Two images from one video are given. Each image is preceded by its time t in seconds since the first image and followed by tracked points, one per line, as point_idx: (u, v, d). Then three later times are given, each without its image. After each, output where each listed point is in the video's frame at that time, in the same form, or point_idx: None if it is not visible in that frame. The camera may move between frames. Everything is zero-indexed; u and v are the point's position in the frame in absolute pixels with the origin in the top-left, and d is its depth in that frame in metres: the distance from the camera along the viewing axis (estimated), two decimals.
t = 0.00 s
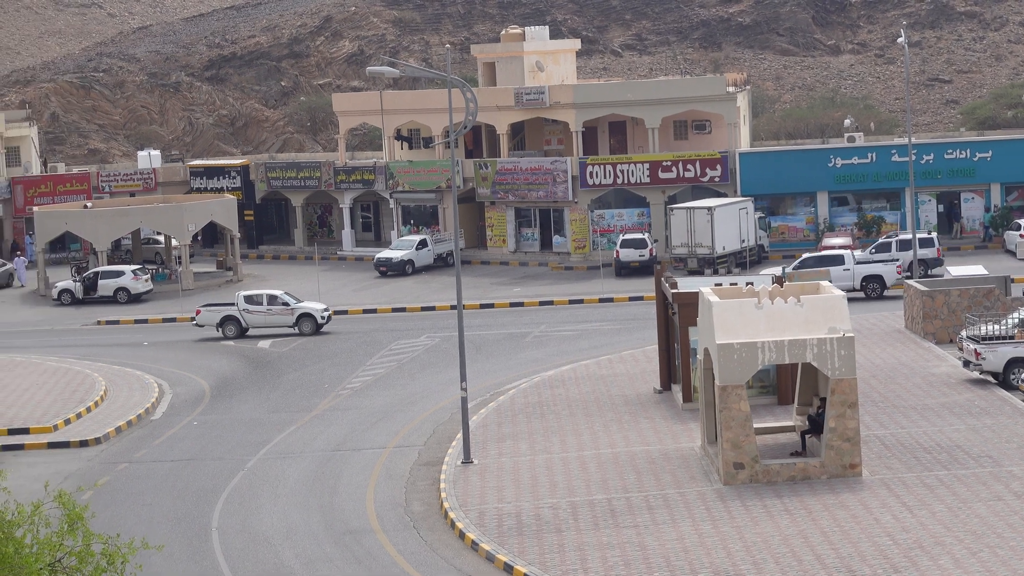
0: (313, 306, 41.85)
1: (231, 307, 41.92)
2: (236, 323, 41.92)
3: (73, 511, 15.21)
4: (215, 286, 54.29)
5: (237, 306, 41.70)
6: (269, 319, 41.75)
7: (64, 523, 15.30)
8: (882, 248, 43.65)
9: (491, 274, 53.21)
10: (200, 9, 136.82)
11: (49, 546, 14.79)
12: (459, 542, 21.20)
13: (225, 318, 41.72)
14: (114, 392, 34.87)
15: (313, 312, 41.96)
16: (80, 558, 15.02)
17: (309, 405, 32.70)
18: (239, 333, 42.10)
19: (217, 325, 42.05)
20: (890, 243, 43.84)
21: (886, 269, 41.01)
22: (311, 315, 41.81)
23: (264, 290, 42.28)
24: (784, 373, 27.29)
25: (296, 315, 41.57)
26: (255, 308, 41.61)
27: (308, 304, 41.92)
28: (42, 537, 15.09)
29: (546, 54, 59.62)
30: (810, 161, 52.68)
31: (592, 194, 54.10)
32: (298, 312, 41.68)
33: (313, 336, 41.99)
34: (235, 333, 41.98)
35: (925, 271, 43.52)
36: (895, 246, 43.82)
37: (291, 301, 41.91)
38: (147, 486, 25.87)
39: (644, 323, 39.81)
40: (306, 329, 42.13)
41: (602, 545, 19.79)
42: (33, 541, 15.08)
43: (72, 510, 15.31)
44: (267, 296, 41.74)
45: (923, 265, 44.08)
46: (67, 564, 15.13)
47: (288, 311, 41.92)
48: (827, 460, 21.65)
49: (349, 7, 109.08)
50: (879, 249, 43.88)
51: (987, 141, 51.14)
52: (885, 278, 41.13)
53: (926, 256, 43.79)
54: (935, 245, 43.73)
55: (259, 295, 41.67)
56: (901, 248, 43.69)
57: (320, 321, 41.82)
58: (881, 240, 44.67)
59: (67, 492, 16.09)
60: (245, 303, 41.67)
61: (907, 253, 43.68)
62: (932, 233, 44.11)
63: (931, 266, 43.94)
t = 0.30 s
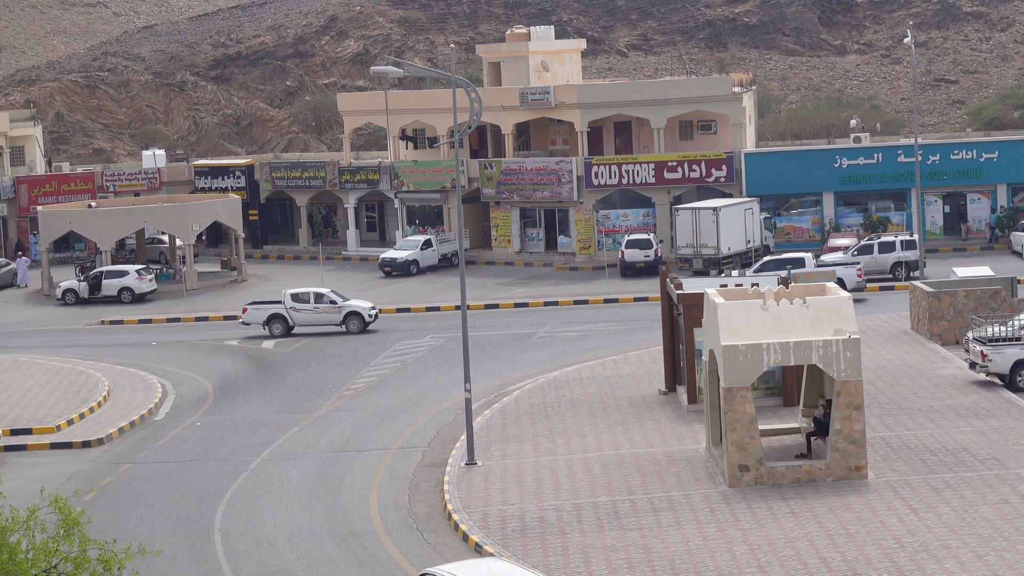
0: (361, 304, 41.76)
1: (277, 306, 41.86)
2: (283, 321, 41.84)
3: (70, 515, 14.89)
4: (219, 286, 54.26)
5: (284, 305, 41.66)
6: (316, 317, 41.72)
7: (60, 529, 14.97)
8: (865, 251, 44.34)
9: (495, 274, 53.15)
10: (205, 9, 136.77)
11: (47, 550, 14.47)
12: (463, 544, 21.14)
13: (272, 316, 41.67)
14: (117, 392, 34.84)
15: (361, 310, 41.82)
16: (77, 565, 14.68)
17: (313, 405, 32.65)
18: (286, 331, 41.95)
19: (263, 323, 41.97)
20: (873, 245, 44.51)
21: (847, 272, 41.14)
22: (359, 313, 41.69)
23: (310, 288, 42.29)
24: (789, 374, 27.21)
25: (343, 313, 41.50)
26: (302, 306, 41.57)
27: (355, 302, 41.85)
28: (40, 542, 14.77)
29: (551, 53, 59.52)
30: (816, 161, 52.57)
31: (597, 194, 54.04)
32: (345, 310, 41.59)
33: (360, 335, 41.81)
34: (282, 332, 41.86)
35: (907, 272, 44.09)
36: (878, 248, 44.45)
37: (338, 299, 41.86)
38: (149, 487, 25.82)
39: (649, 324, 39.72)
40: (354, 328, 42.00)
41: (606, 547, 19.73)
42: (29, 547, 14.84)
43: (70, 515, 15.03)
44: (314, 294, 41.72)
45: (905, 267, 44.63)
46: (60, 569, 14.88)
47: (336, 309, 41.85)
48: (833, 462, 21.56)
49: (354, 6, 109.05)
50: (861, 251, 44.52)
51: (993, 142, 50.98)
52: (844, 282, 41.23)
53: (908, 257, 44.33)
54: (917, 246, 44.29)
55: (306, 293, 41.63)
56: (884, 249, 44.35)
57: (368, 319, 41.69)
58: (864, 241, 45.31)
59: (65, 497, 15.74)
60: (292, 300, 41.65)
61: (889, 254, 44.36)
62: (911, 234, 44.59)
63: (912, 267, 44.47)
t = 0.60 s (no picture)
0: (409, 300, 41.48)
1: (325, 300, 41.80)
2: (331, 315, 41.81)
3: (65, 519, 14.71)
4: (222, 283, 54.25)
5: (331, 300, 41.61)
6: (364, 312, 41.55)
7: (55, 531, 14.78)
8: (845, 250, 44.21)
9: (498, 272, 53.07)
10: (210, 5, 136.73)
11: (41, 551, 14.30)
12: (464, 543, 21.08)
13: (319, 311, 41.64)
14: (119, 389, 34.82)
15: (409, 306, 41.55)
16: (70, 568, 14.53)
17: (315, 403, 32.60)
18: (333, 326, 42.06)
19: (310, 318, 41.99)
20: (855, 244, 44.31)
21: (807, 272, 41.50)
22: (407, 308, 41.44)
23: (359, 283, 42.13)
24: (793, 373, 27.12)
25: (391, 308, 41.28)
26: (350, 301, 41.44)
27: (403, 297, 41.60)
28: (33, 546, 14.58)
29: (556, 50, 59.42)
30: (821, 158, 52.47)
31: (601, 191, 53.96)
32: (393, 305, 41.37)
33: (408, 330, 41.60)
34: (331, 326, 41.90)
35: (887, 272, 44.01)
36: (859, 247, 44.27)
37: (386, 294, 41.61)
38: (150, 485, 25.79)
39: (652, 322, 39.66)
40: (402, 323, 41.77)
41: (608, 547, 19.67)
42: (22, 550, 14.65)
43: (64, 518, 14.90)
44: (362, 289, 41.53)
45: (886, 266, 44.47)
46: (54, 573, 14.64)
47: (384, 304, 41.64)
48: (836, 462, 21.49)
49: (359, 3, 108.99)
50: (842, 250, 44.36)
51: (999, 140, 50.93)
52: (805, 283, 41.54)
53: (889, 257, 44.18)
54: (898, 246, 44.11)
55: (353, 288, 41.47)
56: (865, 249, 44.18)
57: (415, 314, 41.44)
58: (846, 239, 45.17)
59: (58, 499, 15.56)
60: (340, 296, 41.55)
61: (870, 254, 44.21)
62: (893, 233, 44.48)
63: (893, 267, 44.33)
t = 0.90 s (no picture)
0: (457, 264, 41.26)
1: (371, 265, 41.67)
2: (377, 280, 41.58)
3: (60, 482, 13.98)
4: (221, 249, 54.13)
5: (378, 264, 41.45)
6: (410, 277, 41.46)
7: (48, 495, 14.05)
8: (823, 218, 44.04)
9: (498, 239, 52.95)
10: None
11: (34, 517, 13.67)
12: (463, 509, 21.11)
13: (366, 276, 41.48)
14: (118, 355, 34.78)
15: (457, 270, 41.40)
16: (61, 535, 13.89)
17: (314, 369, 32.56)
18: (379, 291, 41.86)
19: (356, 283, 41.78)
20: (833, 213, 44.17)
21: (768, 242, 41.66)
22: (453, 273, 41.29)
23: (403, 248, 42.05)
24: (793, 340, 27.08)
25: (438, 272, 41.15)
26: (397, 265, 41.34)
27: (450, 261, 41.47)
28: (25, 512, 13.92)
29: (556, 17, 58.91)
30: (821, 126, 52.26)
31: (602, 158, 53.78)
32: (440, 270, 41.23)
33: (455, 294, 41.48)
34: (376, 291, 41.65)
35: (865, 241, 43.83)
36: (837, 216, 44.11)
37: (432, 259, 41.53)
38: (148, 451, 25.79)
39: (653, 289, 39.59)
40: (448, 288, 41.64)
41: (608, 514, 19.68)
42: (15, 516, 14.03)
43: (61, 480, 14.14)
44: (408, 254, 41.41)
45: (864, 236, 44.33)
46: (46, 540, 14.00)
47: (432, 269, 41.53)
48: (836, 430, 21.47)
49: None
50: (820, 219, 44.21)
51: (1001, 108, 50.59)
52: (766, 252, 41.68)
53: (867, 226, 44.06)
54: (876, 216, 44.05)
55: (401, 253, 41.35)
56: (843, 218, 44.03)
57: (462, 279, 41.28)
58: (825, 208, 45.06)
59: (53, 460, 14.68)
60: (387, 260, 41.39)
61: (848, 223, 44.07)
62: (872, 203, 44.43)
63: (871, 236, 44.20)
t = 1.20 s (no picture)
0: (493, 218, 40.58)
1: (409, 219, 41.39)
2: (416, 234, 41.34)
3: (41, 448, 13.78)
4: (209, 205, 53.82)
5: (415, 218, 41.14)
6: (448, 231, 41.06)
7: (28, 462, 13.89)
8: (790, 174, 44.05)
9: (486, 194, 52.72)
10: None
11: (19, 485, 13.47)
12: (452, 467, 21.10)
13: (403, 229, 41.21)
14: (105, 311, 34.63)
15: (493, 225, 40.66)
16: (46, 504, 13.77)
17: (301, 326, 32.44)
18: (417, 246, 41.54)
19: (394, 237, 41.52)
20: (800, 168, 44.28)
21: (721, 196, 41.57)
22: (491, 226, 40.51)
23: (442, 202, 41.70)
24: (781, 296, 27.05)
25: (476, 226, 40.35)
26: (435, 219, 40.99)
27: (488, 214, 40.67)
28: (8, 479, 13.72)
29: None
30: (811, 80, 51.95)
31: (590, 113, 53.50)
32: (478, 223, 40.41)
33: (492, 249, 40.69)
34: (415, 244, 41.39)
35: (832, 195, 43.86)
36: (804, 172, 44.19)
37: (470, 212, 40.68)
38: (135, 408, 25.71)
39: (641, 245, 39.48)
40: (486, 241, 40.88)
41: (596, 471, 19.69)
42: None
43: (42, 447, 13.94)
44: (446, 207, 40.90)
45: (831, 190, 44.45)
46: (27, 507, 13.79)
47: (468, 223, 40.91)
48: (825, 386, 21.46)
49: None
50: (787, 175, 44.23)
51: (990, 62, 50.44)
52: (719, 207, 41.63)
53: (835, 181, 44.14)
54: (843, 171, 44.13)
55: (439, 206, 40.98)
56: (811, 173, 44.08)
57: (500, 232, 40.49)
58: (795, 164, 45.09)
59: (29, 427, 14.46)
60: (425, 214, 41.06)
61: (816, 178, 44.13)
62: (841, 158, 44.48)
63: (838, 191, 44.33)
